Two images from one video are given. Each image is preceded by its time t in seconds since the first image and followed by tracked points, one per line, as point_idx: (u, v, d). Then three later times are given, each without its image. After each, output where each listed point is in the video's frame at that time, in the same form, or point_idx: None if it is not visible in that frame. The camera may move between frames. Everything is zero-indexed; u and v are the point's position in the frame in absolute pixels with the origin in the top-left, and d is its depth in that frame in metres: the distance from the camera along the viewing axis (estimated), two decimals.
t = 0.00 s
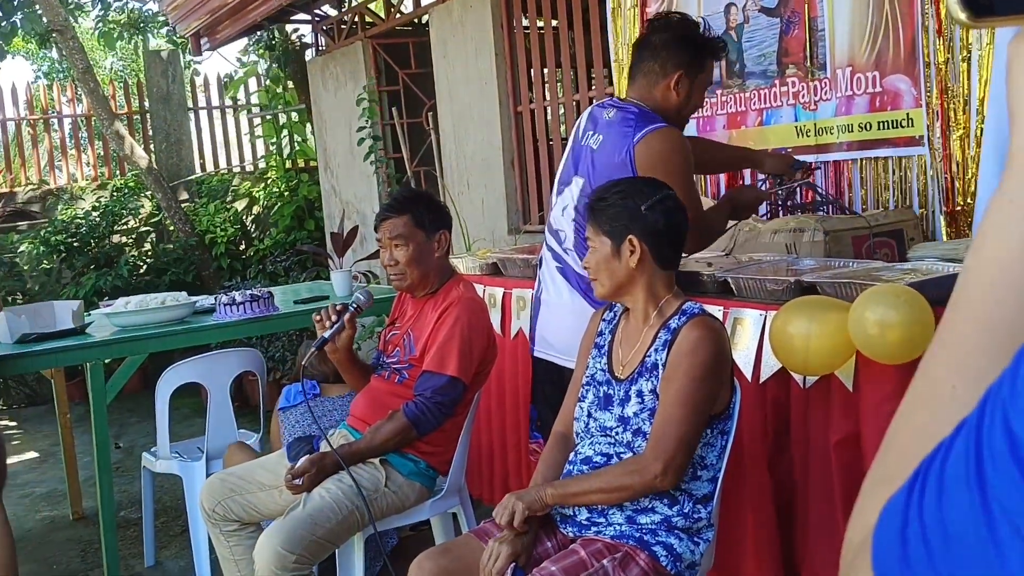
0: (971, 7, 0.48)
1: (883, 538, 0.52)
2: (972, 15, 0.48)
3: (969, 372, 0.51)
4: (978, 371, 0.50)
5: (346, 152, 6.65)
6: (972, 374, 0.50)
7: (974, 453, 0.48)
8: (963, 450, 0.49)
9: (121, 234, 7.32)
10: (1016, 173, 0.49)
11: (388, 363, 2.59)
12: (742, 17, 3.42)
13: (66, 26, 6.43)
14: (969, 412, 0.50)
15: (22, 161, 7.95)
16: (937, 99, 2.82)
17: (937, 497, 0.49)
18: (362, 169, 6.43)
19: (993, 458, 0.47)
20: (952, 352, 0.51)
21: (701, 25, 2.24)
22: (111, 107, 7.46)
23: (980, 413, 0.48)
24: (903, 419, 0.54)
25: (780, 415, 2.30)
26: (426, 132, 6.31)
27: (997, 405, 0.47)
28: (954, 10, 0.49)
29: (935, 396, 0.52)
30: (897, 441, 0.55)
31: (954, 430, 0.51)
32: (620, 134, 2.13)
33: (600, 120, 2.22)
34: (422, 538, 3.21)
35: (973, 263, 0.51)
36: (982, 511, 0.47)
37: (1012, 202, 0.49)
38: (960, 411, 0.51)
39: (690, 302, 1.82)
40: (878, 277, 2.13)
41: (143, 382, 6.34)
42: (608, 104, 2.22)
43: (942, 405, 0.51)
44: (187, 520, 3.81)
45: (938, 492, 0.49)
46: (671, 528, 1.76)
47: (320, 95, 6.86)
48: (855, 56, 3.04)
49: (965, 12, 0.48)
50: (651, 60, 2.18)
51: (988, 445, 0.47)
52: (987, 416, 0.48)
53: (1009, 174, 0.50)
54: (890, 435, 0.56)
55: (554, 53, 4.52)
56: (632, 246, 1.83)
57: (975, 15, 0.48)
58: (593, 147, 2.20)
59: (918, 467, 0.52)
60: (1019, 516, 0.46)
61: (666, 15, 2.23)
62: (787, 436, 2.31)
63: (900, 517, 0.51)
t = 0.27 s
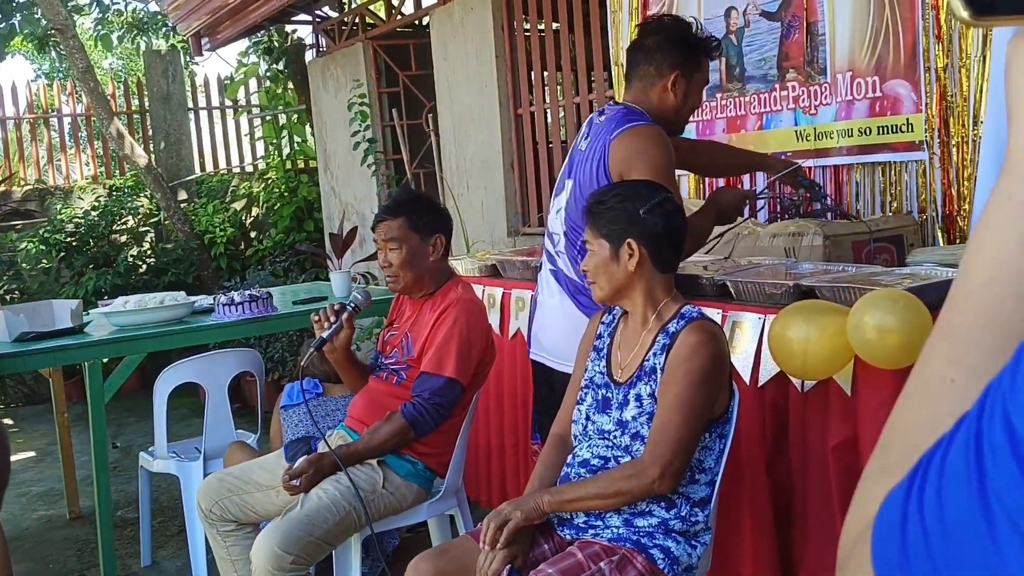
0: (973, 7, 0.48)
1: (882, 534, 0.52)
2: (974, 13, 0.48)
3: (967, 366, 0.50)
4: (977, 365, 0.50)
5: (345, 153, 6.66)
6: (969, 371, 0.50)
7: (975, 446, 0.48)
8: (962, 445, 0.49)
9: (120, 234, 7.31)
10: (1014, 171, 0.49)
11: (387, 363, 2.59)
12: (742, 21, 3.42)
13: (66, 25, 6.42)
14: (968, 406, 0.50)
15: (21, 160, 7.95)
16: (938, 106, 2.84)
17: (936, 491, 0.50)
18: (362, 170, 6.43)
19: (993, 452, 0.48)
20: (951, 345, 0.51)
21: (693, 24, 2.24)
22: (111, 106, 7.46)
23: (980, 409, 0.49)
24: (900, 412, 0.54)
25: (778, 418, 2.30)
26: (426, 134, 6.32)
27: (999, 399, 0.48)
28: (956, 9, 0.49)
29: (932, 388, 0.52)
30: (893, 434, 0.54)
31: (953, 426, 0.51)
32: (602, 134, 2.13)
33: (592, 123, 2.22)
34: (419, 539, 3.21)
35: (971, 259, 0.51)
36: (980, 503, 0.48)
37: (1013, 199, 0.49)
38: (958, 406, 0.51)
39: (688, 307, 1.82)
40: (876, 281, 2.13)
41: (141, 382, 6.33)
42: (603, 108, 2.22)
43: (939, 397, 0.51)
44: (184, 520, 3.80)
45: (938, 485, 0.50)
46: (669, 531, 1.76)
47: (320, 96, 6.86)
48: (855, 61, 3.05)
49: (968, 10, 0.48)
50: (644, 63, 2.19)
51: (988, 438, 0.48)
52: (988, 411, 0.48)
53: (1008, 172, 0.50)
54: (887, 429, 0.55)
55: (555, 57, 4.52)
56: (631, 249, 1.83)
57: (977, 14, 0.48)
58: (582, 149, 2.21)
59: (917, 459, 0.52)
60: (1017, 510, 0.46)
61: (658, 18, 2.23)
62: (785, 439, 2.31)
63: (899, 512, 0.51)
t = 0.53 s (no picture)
0: (971, 11, 0.49)
1: (879, 532, 0.53)
2: (972, 18, 0.49)
3: (965, 366, 0.51)
4: (976, 365, 0.51)
5: (345, 155, 6.67)
6: (966, 370, 0.51)
7: (971, 446, 0.48)
8: (958, 446, 0.49)
9: (120, 235, 7.31)
10: (1009, 172, 0.50)
11: (386, 363, 2.59)
12: (742, 24, 3.43)
13: (67, 25, 6.42)
14: (965, 407, 0.51)
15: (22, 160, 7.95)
16: (937, 108, 2.83)
17: (934, 491, 0.50)
18: (362, 171, 6.45)
19: (988, 452, 0.47)
20: (949, 345, 0.52)
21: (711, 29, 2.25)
22: (111, 107, 7.46)
23: (976, 409, 0.49)
24: (900, 411, 0.55)
25: (777, 421, 2.30)
26: (427, 136, 6.33)
27: (994, 400, 0.48)
28: (955, 14, 0.49)
29: (931, 388, 0.53)
30: (892, 432, 0.55)
31: (951, 427, 0.51)
32: (616, 137, 2.15)
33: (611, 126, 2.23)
34: (418, 540, 3.21)
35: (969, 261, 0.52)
36: (976, 501, 0.48)
37: (1011, 200, 0.49)
38: (956, 405, 0.52)
39: (689, 309, 1.83)
40: (876, 284, 2.14)
41: (141, 383, 6.33)
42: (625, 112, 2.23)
43: (939, 396, 0.52)
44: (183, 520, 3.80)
45: (935, 484, 0.50)
46: (668, 533, 1.76)
47: (320, 97, 6.87)
48: (855, 65, 3.06)
49: (966, 15, 0.49)
50: (666, 71, 2.19)
51: (984, 439, 0.48)
52: (984, 411, 0.48)
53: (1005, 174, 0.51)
54: (887, 427, 0.56)
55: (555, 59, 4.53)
56: (631, 252, 1.83)
57: (975, 18, 0.49)
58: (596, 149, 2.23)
59: (916, 459, 0.53)
60: (1013, 511, 0.46)
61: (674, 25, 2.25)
62: (784, 441, 2.31)
63: (896, 509, 0.52)
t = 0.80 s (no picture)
0: (979, 5, 0.49)
1: (888, 528, 0.52)
2: (981, 11, 0.49)
3: (972, 363, 0.51)
4: (984, 362, 0.51)
5: (345, 156, 6.67)
6: (975, 365, 0.51)
7: (981, 439, 0.48)
8: (968, 440, 0.49)
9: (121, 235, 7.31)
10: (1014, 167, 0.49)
11: (385, 362, 2.59)
12: (742, 25, 3.43)
13: (68, 25, 6.41)
14: (973, 404, 0.51)
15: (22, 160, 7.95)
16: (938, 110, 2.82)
17: (942, 488, 0.49)
18: (362, 172, 6.45)
19: (998, 445, 0.47)
20: (955, 342, 0.52)
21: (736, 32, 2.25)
22: (112, 108, 7.46)
23: (987, 404, 0.49)
24: (907, 408, 0.55)
25: (777, 422, 2.30)
26: (427, 137, 6.33)
27: (1006, 395, 0.47)
28: (963, 7, 0.50)
29: (940, 384, 0.53)
30: (898, 430, 0.55)
31: (960, 422, 0.51)
32: (638, 138, 2.15)
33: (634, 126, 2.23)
34: (417, 541, 3.20)
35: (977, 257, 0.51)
36: (985, 496, 0.47)
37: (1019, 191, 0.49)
38: (964, 404, 0.51)
39: (689, 310, 1.82)
40: (877, 285, 2.13)
41: (141, 384, 6.32)
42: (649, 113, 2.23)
43: (944, 396, 0.52)
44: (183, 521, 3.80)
45: (944, 480, 0.49)
46: (667, 534, 1.76)
47: (321, 98, 6.87)
48: (856, 66, 3.06)
49: (974, 8, 0.49)
50: (689, 75, 2.18)
51: (994, 432, 0.48)
52: (995, 405, 0.48)
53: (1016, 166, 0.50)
54: (894, 425, 0.56)
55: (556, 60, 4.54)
56: (632, 253, 1.83)
57: (984, 11, 0.48)
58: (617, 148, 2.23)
59: (924, 455, 0.53)
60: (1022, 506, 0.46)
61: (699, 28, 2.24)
62: (784, 443, 2.31)
63: (906, 502, 0.52)
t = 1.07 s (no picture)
0: (977, 18, 0.50)
1: (888, 540, 0.54)
2: (979, 25, 0.50)
3: (971, 375, 0.52)
4: (981, 373, 0.51)
5: (346, 157, 6.68)
6: (974, 378, 0.52)
7: (977, 457, 0.49)
8: (965, 458, 0.50)
9: (122, 236, 7.33)
10: (1012, 175, 0.51)
11: (385, 364, 2.60)
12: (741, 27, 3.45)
13: (69, 26, 6.42)
14: (973, 417, 0.51)
15: (24, 162, 7.96)
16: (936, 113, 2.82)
17: (940, 503, 0.50)
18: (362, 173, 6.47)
19: (994, 464, 0.48)
20: (956, 353, 0.52)
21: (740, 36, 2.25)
22: (113, 109, 7.47)
23: (984, 419, 0.50)
24: (907, 421, 0.55)
25: (777, 425, 2.31)
26: (427, 138, 6.34)
27: (1001, 413, 0.48)
28: (963, 20, 0.51)
29: (938, 397, 0.53)
30: (898, 441, 0.56)
31: (957, 438, 0.52)
32: (643, 142, 2.15)
33: (638, 128, 2.23)
34: (417, 543, 3.21)
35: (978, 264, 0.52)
36: (982, 516, 0.49)
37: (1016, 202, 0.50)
38: (964, 416, 0.52)
39: (688, 313, 1.83)
40: (875, 288, 2.14)
41: (141, 385, 6.33)
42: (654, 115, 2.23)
43: (944, 407, 0.53)
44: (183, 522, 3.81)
45: (941, 495, 0.50)
46: (666, 537, 1.76)
47: (322, 100, 6.88)
48: (852, 69, 3.06)
49: (972, 21, 0.50)
50: (690, 77, 2.19)
51: (990, 452, 0.49)
52: (991, 423, 0.49)
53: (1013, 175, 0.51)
54: (894, 435, 0.57)
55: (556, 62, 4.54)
56: (631, 256, 1.83)
57: (982, 24, 0.50)
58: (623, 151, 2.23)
59: (922, 469, 0.53)
60: (1017, 525, 0.47)
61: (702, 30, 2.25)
62: (783, 445, 2.31)
63: (905, 517, 0.52)
